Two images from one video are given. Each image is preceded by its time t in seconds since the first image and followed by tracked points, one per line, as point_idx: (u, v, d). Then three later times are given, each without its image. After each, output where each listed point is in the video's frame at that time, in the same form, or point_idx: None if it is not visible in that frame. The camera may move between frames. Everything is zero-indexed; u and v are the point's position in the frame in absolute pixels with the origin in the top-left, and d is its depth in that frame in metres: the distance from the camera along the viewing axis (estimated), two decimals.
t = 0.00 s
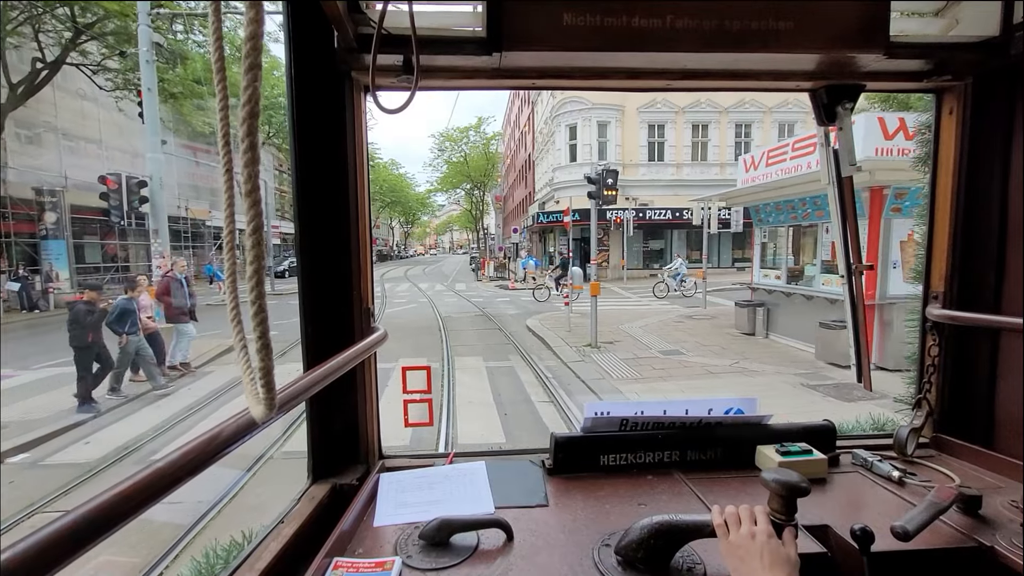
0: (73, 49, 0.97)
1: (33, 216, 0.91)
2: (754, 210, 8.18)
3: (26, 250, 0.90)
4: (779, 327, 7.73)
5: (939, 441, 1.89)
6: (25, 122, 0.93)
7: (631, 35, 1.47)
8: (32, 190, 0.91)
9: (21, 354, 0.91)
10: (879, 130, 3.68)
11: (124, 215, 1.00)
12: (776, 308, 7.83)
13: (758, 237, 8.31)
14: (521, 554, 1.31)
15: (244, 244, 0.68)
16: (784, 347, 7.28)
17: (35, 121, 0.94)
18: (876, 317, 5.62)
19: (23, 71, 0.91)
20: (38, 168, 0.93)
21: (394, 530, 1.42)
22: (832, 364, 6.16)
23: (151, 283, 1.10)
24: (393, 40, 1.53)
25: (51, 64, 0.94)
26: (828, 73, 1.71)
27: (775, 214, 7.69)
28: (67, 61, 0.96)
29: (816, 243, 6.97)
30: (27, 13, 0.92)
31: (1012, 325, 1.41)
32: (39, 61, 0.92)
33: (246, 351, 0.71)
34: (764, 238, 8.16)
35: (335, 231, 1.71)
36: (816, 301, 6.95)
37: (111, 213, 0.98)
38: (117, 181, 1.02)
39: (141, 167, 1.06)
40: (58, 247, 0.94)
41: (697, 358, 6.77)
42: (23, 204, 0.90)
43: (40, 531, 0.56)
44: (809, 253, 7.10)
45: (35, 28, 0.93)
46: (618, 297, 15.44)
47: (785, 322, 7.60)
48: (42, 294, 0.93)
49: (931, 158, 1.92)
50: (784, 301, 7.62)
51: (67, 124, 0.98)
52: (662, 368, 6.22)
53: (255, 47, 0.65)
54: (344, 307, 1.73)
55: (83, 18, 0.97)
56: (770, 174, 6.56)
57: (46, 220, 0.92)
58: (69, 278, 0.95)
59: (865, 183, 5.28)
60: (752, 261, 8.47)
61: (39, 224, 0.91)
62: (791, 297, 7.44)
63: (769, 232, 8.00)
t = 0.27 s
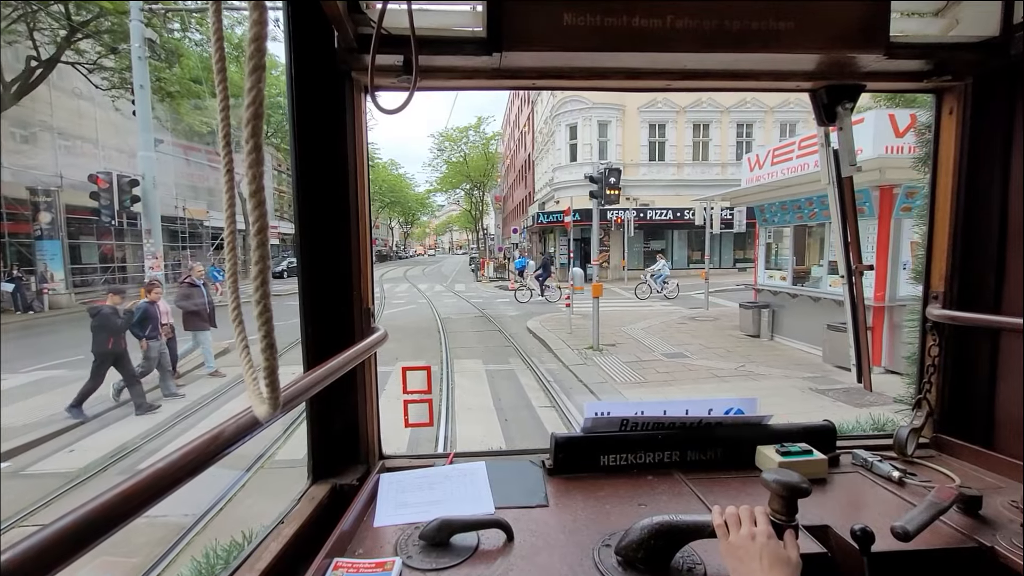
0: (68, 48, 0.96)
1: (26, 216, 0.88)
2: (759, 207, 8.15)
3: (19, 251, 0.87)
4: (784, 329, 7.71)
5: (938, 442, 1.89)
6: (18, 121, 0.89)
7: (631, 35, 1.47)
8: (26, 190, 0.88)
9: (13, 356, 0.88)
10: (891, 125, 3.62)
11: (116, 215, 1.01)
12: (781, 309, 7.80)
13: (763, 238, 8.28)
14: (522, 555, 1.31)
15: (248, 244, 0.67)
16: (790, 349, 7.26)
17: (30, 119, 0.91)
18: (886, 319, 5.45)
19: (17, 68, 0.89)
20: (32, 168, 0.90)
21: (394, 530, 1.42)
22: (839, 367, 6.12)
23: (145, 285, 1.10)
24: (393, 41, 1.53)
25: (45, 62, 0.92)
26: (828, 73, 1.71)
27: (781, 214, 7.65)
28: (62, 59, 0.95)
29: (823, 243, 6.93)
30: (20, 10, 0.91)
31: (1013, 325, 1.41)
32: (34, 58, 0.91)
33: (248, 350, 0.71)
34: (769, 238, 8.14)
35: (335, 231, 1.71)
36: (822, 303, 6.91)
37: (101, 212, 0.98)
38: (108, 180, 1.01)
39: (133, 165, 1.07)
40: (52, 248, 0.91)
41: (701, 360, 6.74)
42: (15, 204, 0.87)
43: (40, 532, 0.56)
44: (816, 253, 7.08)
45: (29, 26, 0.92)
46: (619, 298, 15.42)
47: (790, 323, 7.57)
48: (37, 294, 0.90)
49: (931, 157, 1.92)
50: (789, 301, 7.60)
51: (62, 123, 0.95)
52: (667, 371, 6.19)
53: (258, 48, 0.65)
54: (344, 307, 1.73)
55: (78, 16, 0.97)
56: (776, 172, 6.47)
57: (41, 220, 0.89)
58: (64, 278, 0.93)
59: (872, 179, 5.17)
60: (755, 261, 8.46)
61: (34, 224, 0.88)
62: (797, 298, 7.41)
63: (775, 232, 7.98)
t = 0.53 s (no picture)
0: (64, 46, 0.99)
1: (22, 216, 0.90)
2: (764, 208, 8.12)
3: (14, 251, 0.88)
4: (790, 331, 7.70)
5: (938, 442, 1.90)
6: (15, 120, 0.93)
7: (631, 35, 1.47)
8: (22, 189, 0.91)
9: (12, 356, 0.92)
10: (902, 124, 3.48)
11: (106, 215, 0.98)
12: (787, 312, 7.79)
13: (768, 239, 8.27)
14: (522, 555, 1.31)
15: (253, 244, 0.68)
16: (797, 352, 7.24)
17: (26, 119, 0.95)
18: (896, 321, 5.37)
19: (13, 67, 0.92)
20: (27, 167, 0.93)
21: (395, 530, 1.42)
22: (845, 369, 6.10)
23: (139, 286, 1.07)
24: (394, 41, 1.53)
25: (41, 60, 0.95)
26: (828, 74, 1.71)
27: (786, 214, 7.63)
28: (58, 58, 0.98)
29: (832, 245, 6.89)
30: (18, 10, 0.96)
31: (1012, 326, 1.41)
32: (29, 57, 0.94)
33: (252, 350, 0.72)
34: (774, 239, 8.11)
35: (336, 231, 1.71)
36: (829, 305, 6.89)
37: (92, 212, 0.96)
38: (100, 179, 1.01)
39: (125, 163, 1.04)
40: (48, 248, 0.92)
41: (707, 364, 6.70)
42: (12, 204, 0.90)
43: (41, 531, 0.56)
44: (823, 254, 7.06)
45: (26, 25, 0.96)
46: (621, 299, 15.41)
47: (797, 326, 7.56)
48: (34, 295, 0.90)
49: (931, 157, 1.92)
50: (796, 304, 7.57)
51: (60, 122, 0.99)
52: (672, 375, 6.16)
53: (262, 48, 0.65)
54: (344, 307, 1.73)
55: (75, 14, 0.99)
56: (783, 172, 6.39)
57: (36, 220, 0.91)
58: (60, 278, 0.93)
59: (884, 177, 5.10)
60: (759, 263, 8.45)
61: (28, 224, 0.90)
62: (804, 300, 7.39)
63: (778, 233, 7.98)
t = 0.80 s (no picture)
0: (60, 44, 0.97)
1: (18, 215, 0.89)
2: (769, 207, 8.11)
3: (11, 251, 0.88)
4: (795, 332, 7.68)
5: (938, 442, 1.90)
6: (12, 118, 0.93)
7: (631, 35, 1.47)
8: (17, 188, 0.89)
9: (9, 356, 0.89)
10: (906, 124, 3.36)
11: (98, 213, 0.99)
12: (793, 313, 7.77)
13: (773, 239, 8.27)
14: (521, 555, 1.31)
15: (247, 244, 0.67)
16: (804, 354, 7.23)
17: (22, 118, 0.94)
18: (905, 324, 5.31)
19: (8, 65, 0.91)
20: (23, 166, 0.92)
21: (394, 530, 1.42)
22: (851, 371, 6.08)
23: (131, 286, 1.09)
24: (393, 41, 1.53)
25: (36, 58, 0.94)
26: (828, 74, 1.71)
27: (792, 213, 7.59)
28: (53, 56, 0.97)
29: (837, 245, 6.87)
30: (13, 7, 0.92)
31: (1012, 326, 1.41)
32: (25, 55, 0.93)
33: (247, 351, 0.72)
34: (780, 238, 8.11)
35: (336, 230, 1.71)
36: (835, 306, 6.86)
37: (83, 212, 0.96)
38: (91, 177, 1.00)
39: (117, 162, 1.04)
40: (44, 247, 0.92)
41: (712, 366, 6.67)
42: (8, 203, 0.88)
43: (38, 532, 0.56)
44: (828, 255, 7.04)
45: (21, 23, 0.93)
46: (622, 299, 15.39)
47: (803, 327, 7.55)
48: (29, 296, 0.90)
49: (931, 156, 1.92)
50: (802, 305, 7.56)
51: (57, 121, 0.98)
52: (676, 377, 6.15)
53: (258, 47, 0.65)
54: (343, 307, 1.73)
55: (70, 11, 0.98)
56: (787, 171, 6.29)
57: (32, 220, 0.91)
58: (55, 278, 0.94)
59: (889, 176, 5.04)
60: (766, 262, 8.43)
61: (24, 224, 0.90)
62: (810, 301, 7.38)
63: (787, 233, 7.95)
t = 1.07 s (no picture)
0: (57, 41, 0.97)
1: (14, 215, 0.87)
2: (775, 207, 8.10)
3: (7, 251, 0.86)
4: (802, 335, 7.68)
5: (938, 442, 1.90)
6: (11, 118, 0.90)
7: (631, 35, 1.47)
8: (13, 187, 0.88)
9: (8, 356, 0.90)
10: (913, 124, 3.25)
11: (90, 212, 0.97)
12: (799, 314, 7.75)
13: (779, 239, 8.26)
14: (522, 554, 1.31)
15: (244, 244, 0.68)
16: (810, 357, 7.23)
17: (20, 117, 0.92)
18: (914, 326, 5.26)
19: (4, 63, 0.89)
20: (22, 166, 0.90)
21: (394, 530, 1.42)
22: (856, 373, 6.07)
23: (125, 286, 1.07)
24: (394, 41, 1.53)
25: (33, 56, 0.93)
26: (829, 75, 1.71)
27: (798, 212, 7.57)
28: (49, 54, 0.95)
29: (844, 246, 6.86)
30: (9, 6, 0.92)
31: (1011, 327, 1.41)
32: (21, 53, 0.91)
33: (246, 351, 0.72)
34: (786, 238, 8.11)
35: (336, 230, 1.71)
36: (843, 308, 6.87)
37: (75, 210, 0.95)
38: (83, 176, 0.99)
39: (109, 159, 1.03)
40: (41, 248, 0.90)
41: (717, 369, 6.65)
42: (4, 203, 0.87)
43: (39, 531, 0.56)
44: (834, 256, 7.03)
45: (18, 20, 0.92)
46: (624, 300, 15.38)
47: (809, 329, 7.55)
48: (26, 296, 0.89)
49: (931, 156, 1.92)
50: (808, 307, 7.55)
51: (55, 120, 0.96)
52: (681, 380, 6.15)
53: (256, 46, 0.65)
54: (343, 307, 1.73)
55: (67, 9, 0.98)
56: (794, 170, 6.16)
57: (28, 220, 0.89)
58: (52, 279, 0.92)
59: (893, 176, 5.01)
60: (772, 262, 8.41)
61: (21, 224, 0.88)
62: (816, 303, 7.37)
63: (795, 233, 7.92)
